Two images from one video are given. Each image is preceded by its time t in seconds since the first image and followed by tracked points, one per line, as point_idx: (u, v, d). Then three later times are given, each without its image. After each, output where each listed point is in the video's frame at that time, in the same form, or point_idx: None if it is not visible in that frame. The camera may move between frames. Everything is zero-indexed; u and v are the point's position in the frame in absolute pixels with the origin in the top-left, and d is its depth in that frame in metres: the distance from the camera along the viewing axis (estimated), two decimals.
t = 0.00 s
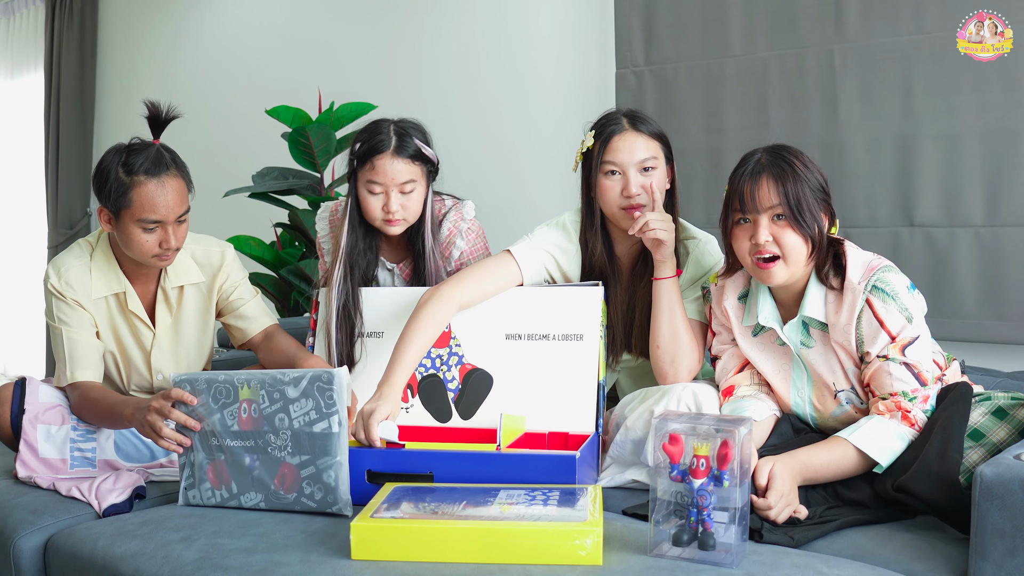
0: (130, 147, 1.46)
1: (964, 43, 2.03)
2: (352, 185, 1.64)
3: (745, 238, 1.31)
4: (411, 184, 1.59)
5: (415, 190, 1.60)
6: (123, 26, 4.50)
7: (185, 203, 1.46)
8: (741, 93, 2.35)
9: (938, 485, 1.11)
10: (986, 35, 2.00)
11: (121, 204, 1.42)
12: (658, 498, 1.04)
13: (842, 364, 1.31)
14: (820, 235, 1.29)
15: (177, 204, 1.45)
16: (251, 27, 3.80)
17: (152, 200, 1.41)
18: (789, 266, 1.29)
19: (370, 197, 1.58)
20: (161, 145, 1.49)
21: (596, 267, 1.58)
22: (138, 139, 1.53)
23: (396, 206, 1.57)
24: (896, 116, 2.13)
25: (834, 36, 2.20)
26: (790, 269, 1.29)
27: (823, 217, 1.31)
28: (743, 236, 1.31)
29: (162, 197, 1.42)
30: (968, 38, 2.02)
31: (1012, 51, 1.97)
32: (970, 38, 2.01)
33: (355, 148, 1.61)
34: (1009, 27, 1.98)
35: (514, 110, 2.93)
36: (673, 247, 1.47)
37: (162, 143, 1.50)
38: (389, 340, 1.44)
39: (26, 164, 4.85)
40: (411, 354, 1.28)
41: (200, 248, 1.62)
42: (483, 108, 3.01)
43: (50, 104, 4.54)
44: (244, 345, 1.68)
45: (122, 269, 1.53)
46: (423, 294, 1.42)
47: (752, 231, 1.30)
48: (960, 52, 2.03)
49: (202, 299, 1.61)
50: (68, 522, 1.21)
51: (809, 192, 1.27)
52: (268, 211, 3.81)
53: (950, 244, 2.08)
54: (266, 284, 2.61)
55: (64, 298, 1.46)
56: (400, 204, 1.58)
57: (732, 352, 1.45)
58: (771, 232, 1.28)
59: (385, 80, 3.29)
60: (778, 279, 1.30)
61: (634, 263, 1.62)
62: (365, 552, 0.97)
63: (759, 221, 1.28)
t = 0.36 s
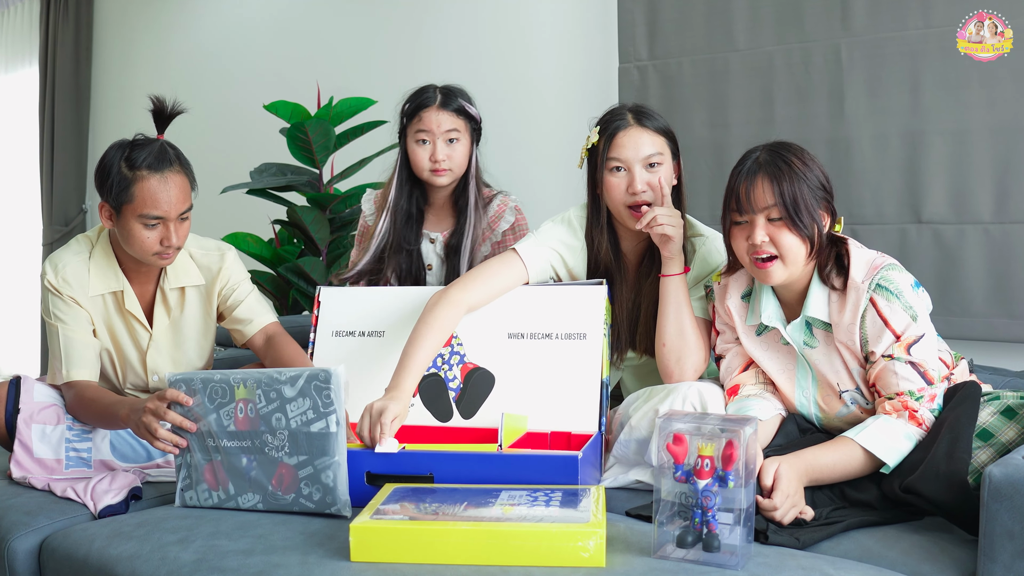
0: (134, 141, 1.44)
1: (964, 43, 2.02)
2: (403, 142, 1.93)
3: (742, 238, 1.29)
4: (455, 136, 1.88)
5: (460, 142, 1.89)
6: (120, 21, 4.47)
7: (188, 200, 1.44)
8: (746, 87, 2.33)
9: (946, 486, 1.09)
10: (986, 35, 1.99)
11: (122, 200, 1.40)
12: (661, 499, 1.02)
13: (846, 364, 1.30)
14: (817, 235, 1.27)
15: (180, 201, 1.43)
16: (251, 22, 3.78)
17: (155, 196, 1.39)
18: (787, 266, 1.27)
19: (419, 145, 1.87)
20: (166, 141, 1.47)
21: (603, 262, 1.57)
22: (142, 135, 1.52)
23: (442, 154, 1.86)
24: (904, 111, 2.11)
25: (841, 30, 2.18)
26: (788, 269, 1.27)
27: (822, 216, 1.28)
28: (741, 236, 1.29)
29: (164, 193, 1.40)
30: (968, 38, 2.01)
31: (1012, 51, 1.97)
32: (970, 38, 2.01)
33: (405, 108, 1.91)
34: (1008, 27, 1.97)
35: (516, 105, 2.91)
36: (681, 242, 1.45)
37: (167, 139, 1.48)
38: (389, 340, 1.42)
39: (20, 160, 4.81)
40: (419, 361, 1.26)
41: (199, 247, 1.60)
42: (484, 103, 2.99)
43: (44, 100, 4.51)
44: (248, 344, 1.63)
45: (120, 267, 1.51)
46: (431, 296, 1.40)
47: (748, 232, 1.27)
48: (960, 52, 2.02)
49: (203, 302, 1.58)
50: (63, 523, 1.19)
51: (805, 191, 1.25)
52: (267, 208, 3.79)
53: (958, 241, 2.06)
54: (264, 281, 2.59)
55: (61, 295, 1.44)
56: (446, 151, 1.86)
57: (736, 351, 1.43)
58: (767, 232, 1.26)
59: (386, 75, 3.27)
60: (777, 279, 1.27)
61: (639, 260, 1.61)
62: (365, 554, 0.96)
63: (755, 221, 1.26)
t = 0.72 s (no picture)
0: (127, 135, 1.42)
1: (964, 43, 2.01)
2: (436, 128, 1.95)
3: (735, 237, 1.27)
4: (483, 124, 1.88)
5: (487, 131, 1.89)
6: (118, 16, 4.44)
7: (184, 192, 1.43)
8: (751, 82, 2.31)
9: (954, 486, 1.07)
10: (986, 35, 1.99)
11: (117, 193, 1.38)
12: (665, 500, 1.00)
13: (853, 364, 1.28)
14: (810, 238, 1.23)
15: (176, 193, 1.41)
16: (250, 17, 3.75)
17: (150, 187, 1.38)
18: (778, 266, 1.24)
19: (447, 130, 1.88)
20: (159, 134, 1.46)
21: (602, 262, 1.54)
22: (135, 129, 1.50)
23: (468, 141, 1.86)
24: (911, 106, 2.09)
25: (847, 24, 2.17)
26: (777, 270, 1.24)
27: (820, 217, 1.24)
28: (734, 235, 1.28)
29: (160, 185, 1.38)
30: (968, 38, 2.01)
31: (1012, 51, 1.96)
32: (970, 38, 2.00)
33: (444, 94, 1.95)
34: (1009, 27, 1.96)
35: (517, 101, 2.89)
36: (682, 233, 1.42)
37: (160, 133, 1.46)
38: (390, 339, 1.40)
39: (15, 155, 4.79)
40: (415, 349, 1.26)
41: (193, 242, 1.57)
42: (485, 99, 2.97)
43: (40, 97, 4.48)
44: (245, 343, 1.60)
45: (113, 263, 1.49)
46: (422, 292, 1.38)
47: (739, 231, 1.26)
48: (960, 52, 2.02)
49: (194, 299, 1.55)
50: (59, 524, 1.17)
51: (795, 191, 1.21)
52: (265, 206, 3.77)
53: (967, 239, 2.05)
54: (263, 279, 2.57)
55: (53, 293, 1.43)
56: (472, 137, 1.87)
57: (741, 350, 1.41)
58: (756, 233, 1.24)
59: (386, 71, 3.25)
60: (767, 278, 1.25)
61: (643, 256, 1.58)
62: (364, 556, 0.94)
63: (745, 221, 1.25)
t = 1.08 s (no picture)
0: (119, 129, 1.41)
1: (964, 43, 2.01)
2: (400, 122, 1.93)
3: (742, 233, 1.26)
4: (447, 115, 1.86)
5: (454, 121, 1.88)
6: (116, 12, 4.41)
7: (178, 184, 1.41)
8: (756, 76, 2.30)
9: (962, 487, 1.06)
10: (986, 35, 1.98)
11: (111, 187, 1.36)
12: (669, 502, 0.98)
13: (861, 363, 1.26)
14: (817, 236, 1.21)
15: (170, 186, 1.39)
16: (248, 13, 3.73)
17: (144, 180, 1.36)
18: (784, 263, 1.22)
19: (411, 124, 1.87)
20: (151, 128, 1.44)
21: (601, 261, 1.52)
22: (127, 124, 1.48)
23: (436, 133, 1.85)
24: (918, 101, 2.08)
25: (853, 18, 2.15)
26: (783, 267, 1.23)
27: (829, 215, 1.22)
28: (742, 232, 1.27)
29: (153, 178, 1.37)
30: (968, 38, 2.00)
31: (1012, 51, 1.96)
32: (970, 38, 2.00)
33: (404, 88, 1.91)
34: (1009, 27, 1.96)
35: (518, 98, 2.87)
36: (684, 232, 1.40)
37: (153, 127, 1.45)
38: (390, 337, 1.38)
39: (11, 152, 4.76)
40: (419, 360, 1.25)
41: (192, 244, 1.56)
42: (484, 95, 2.95)
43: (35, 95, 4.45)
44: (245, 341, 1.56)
45: (109, 262, 1.48)
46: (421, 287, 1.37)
47: (745, 226, 1.25)
48: (960, 52, 2.01)
49: (195, 297, 1.53)
50: (54, 526, 1.15)
51: (801, 188, 1.19)
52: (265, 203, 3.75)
53: (975, 236, 2.03)
54: (262, 277, 2.55)
55: (47, 292, 1.41)
56: (438, 128, 1.85)
57: (748, 349, 1.39)
58: (762, 229, 1.22)
59: (387, 67, 3.23)
60: (774, 274, 1.24)
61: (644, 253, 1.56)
62: (363, 557, 0.92)
63: (752, 218, 1.23)
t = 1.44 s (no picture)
0: (125, 131, 1.39)
1: (964, 43, 2.00)
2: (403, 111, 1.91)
3: (752, 233, 1.24)
4: (450, 107, 1.85)
5: (456, 113, 1.86)
6: (113, 8, 4.38)
7: (182, 189, 1.39)
8: (760, 71, 2.28)
9: (970, 488, 1.04)
10: (986, 35, 1.97)
11: (114, 189, 1.35)
12: (672, 502, 0.97)
13: (870, 362, 1.25)
14: (829, 233, 1.19)
15: (174, 190, 1.37)
16: (247, 10, 3.71)
17: (147, 184, 1.34)
18: (796, 262, 1.20)
19: (412, 114, 1.85)
20: (159, 131, 1.43)
21: (605, 259, 1.51)
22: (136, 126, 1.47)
23: (436, 125, 1.84)
24: (924, 97, 2.06)
25: (859, 14, 2.13)
26: (794, 266, 1.21)
27: (840, 212, 1.21)
28: (751, 231, 1.25)
29: (157, 181, 1.35)
30: (968, 38, 1.99)
31: (1012, 51, 1.95)
32: (970, 38, 1.99)
33: (408, 77, 1.90)
34: (1009, 27, 1.95)
35: (520, 94, 2.86)
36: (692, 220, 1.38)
37: (160, 130, 1.43)
38: (390, 335, 1.36)
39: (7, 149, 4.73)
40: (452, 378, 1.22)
41: (195, 246, 1.53)
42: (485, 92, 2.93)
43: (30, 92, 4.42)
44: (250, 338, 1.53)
45: (109, 262, 1.46)
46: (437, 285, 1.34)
47: (755, 226, 1.23)
48: (960, 52, 2.01)
49: (197, 302, 1.51)
50: (48, 527, 1.14)
51: (812, 185, 1.18)
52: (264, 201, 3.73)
53: (983, 234, 2.02)
54: (260, 275, 2.53)
55: (47, 289, 1.40)
56: (440, 120, 1.84)
57: (754, 348, 1.37)
58: (773, 229, 1.20)
59: (387, 63, 3.21)
60: (785, 274, 1.22)
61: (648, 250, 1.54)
62: (362, 559, 0.90)
63: (762, 217, 1.21)
